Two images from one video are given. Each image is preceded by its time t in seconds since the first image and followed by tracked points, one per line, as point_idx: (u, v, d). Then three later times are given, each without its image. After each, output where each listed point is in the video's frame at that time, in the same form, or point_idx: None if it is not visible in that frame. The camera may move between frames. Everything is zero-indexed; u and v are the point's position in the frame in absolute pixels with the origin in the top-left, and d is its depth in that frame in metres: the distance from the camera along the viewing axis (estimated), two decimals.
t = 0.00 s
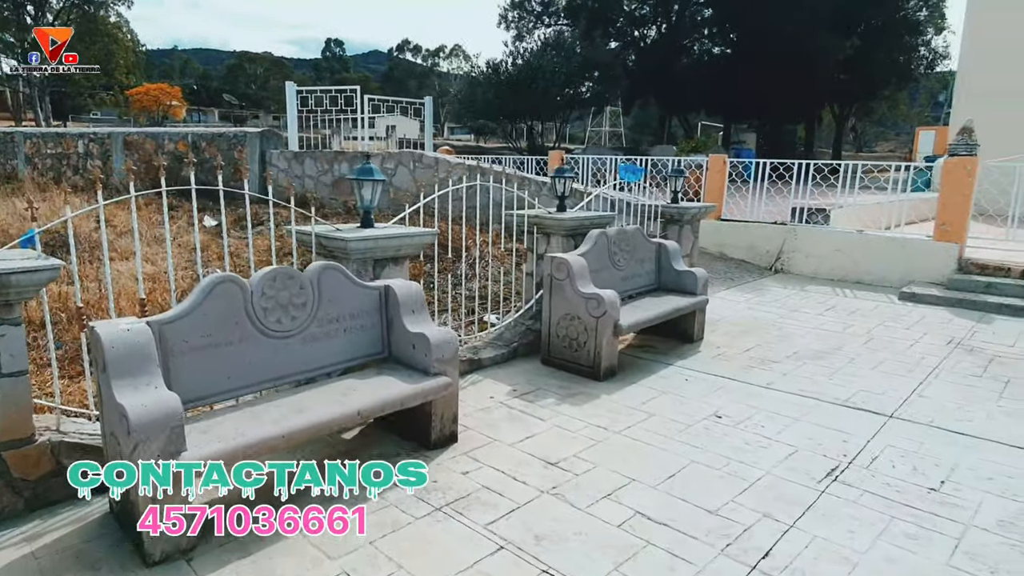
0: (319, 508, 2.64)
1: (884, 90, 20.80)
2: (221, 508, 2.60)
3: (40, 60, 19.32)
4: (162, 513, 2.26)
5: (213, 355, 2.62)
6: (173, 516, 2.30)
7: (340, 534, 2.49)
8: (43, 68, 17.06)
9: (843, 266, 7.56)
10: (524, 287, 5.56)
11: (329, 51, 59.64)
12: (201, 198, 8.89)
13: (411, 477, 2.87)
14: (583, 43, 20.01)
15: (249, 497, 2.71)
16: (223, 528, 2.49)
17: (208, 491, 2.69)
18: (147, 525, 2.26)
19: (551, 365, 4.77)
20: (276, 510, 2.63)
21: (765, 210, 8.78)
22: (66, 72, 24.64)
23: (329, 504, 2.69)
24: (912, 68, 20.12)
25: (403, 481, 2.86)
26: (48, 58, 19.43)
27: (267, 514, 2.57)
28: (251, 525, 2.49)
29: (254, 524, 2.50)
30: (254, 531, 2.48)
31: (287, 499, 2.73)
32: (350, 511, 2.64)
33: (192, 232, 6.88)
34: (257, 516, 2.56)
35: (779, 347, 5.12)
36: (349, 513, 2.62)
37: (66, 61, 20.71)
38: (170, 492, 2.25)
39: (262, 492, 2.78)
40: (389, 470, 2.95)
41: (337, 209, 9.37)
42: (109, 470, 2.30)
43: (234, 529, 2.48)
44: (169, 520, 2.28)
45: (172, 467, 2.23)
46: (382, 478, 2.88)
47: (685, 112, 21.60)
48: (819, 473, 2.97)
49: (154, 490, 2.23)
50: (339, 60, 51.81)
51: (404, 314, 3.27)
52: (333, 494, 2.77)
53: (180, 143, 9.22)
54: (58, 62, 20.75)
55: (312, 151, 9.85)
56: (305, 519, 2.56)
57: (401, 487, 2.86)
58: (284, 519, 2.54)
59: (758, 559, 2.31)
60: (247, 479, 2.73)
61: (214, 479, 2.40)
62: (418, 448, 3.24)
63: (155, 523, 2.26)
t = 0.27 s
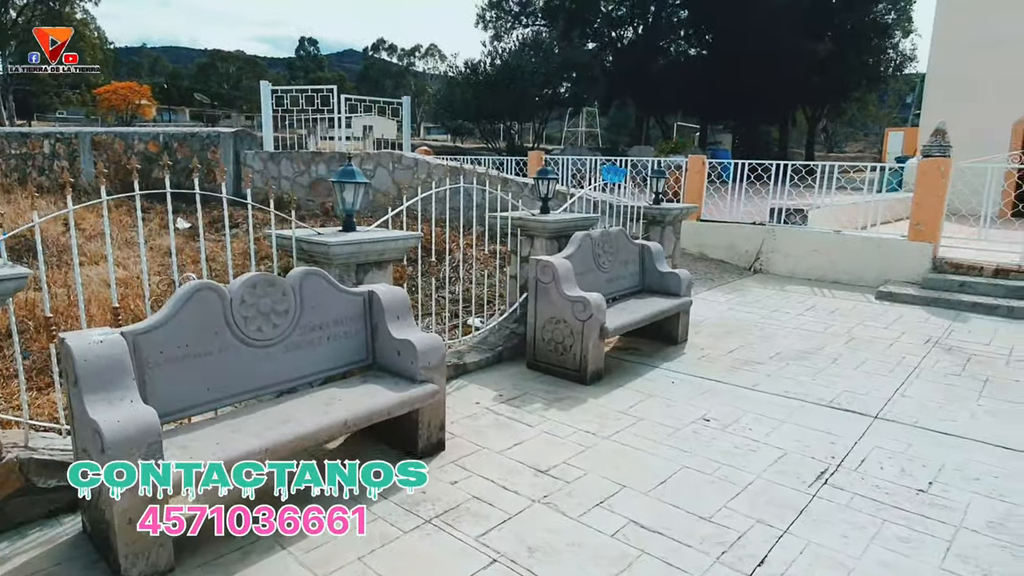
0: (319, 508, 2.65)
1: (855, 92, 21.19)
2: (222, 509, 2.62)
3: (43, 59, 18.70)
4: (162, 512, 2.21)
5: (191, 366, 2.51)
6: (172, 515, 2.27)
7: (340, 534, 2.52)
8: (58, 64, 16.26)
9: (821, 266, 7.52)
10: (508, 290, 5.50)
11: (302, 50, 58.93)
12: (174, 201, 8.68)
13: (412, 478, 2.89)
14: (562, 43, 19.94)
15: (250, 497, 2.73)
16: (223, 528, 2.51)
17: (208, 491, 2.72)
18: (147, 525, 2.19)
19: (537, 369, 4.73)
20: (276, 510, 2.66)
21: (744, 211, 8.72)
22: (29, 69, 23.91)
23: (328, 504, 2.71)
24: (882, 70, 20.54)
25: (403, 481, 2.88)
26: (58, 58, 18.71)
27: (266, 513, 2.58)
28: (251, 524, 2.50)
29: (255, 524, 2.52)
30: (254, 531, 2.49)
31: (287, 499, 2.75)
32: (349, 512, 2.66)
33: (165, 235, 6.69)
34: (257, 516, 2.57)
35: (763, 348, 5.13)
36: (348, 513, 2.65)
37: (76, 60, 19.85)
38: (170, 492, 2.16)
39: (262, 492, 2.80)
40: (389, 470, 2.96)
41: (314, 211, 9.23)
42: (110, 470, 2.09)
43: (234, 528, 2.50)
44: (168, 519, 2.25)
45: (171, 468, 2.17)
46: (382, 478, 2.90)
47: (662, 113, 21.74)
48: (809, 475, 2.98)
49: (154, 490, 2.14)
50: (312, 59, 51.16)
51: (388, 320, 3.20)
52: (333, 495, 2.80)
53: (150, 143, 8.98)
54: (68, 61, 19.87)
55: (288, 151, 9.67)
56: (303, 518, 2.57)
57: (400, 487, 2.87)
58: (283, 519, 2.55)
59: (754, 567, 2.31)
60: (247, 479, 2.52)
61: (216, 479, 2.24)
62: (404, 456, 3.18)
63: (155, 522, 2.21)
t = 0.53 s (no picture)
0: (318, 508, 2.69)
1: (825, 94, 21.60)
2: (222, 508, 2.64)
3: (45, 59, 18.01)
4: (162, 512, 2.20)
5: (172, 376, 2.45)
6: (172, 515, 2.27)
7: (341, 534, 2.55)
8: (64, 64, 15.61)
9: (796, 266, 7.55)
10: (490, 292, 5.47)
11: (275, 49, 58.05)
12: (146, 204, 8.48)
13: (411, 478, 2.92)
14: (538, 44, 19.74)
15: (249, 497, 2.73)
16: (223, 527, 2.53)
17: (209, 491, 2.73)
18: (148, 524, 2.19)
19: (521, 372, 4.72)
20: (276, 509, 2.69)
21: (721, 211, 8.67)
22: None
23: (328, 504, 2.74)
24: (850, 73, 21.00)
25: (403, 482, 2.92)
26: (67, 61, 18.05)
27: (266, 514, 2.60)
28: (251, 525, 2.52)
29: (255, 524, 2.55)
30: (254, 531, 2.52)
31: (287, 499, 2.78)
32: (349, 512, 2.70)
33: (136, 238, 6.50)
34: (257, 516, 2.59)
35: (743, 348, 5.16)
36: (349, 513, 2.68)
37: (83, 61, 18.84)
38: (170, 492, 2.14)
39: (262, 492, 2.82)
40: (389, 470, 2.98)
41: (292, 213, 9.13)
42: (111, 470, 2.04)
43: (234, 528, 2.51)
44: (169, 518, 2.26)
45: (171, 468, 2.18)
46: (382, 478, 2.92)
47: (638, 114, 21.88)
48: (795, 475, 3.03)
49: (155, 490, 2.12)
50: (285, 58, 50.42)
51: (374, 326, 3.15)
52: (332, 495, 2.83)
53: (120, 143, 8.76)
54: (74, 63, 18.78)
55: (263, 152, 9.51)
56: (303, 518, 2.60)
57: (399, 487, 2.91)
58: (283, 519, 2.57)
59: (744, 570, 2.33)
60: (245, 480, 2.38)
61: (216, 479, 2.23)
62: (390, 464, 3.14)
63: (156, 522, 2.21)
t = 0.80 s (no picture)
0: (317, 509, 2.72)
1: (791, 96, 22.06)
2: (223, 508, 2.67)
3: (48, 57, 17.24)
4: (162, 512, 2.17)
5: (149, 387, 2.38)
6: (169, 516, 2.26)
7: (340, 534, 2.58)
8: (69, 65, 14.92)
9: (767, 266, 7.62)
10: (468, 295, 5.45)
11: (241, 47, 56.91)
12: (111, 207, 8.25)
13: (411, 478, 2.97)
14: (510, 45, 19.70)
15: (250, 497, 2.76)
16: (223, 528, 2.57)
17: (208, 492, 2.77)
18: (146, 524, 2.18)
19: (501, 375, 4.72)
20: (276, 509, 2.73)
21: (694, 212, 8.64)
22: None
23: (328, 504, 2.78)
24: (815, 75, 21.50)
25: (403, 482, 2.97)
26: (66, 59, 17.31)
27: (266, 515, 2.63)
28: (251, 526, 2.54)
29: (255, 524, 2.58)
30: (255, 531, 2.55)
31: (287, 500, 2.81)
32: (349, 512, 2.73)
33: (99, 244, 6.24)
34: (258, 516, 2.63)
35: (719, 347, 5.23)
36: (349, 513, 2.72)
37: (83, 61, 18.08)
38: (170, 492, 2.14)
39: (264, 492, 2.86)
40: (389, 470, 3.02)
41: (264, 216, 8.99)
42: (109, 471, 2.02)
43: (234, 529, 2.53)
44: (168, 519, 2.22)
45: (171, 468, 2.21)
46: (383, 478, 2.96)
47: (610, 115, 22.03)
48: (773, 474, 3.17)
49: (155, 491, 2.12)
50: (252, 56, 49.45)
51: (354, 331, 3.13)
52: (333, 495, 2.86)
53: (82, 144, 8.56)
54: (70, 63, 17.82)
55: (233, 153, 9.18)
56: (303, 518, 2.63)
57: (398, 488, 2.95)
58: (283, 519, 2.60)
59: (727, 568, 2.42)
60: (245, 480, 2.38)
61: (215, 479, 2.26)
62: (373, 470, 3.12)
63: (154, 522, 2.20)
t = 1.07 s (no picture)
0: (315, 508, 2.75)
1: (750, 97, 22.58)
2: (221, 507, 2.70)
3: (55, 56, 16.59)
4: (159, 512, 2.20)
5: (113, 397, 2.31)
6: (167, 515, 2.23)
7: (342, 535, 2.61)
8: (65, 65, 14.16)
9: (730, 264, 7.56)
10: (438, 297, 5.43)
11: (197, 44, 55.25)
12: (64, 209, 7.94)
13: (411, 478, 3.01)
14: (475, 45, 19.66)
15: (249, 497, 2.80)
16: (223, 527, 2.60)
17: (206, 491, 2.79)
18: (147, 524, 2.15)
19: (472, 377, 4.72)
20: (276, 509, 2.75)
21: (659, 212, 8.57)
22: None
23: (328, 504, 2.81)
24: (772, 77, 22.07)
25: (404, 482, 3.00)
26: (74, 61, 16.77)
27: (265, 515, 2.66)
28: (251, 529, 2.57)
29: (255, 524, 2.61)
30: (254, 531, 2.58)
31: (287, 499, 2.83)
32: (349, 512, 2.76)
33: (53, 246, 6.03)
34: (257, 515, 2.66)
35: (686, 344, 5.31)
36: (348, 513, 2.75)
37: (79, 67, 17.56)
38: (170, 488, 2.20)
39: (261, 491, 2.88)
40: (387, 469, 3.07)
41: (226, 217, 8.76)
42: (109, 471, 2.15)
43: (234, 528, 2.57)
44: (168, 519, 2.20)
45: (171, 468, 2.26)
46: (383, 479, 3.00)
47: (575, 116, 22.16)
48: (741, 468, 3.26)
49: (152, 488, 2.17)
50: (208, 53, 48.05)
51: (325, 336, 3.09)
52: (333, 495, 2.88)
53: (32, 143, 8.20)
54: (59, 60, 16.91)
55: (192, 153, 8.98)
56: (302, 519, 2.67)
57: (397, 487, 2.98)
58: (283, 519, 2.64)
59: (701, 563, 2.49)
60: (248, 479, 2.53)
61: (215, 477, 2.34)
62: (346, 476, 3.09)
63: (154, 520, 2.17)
